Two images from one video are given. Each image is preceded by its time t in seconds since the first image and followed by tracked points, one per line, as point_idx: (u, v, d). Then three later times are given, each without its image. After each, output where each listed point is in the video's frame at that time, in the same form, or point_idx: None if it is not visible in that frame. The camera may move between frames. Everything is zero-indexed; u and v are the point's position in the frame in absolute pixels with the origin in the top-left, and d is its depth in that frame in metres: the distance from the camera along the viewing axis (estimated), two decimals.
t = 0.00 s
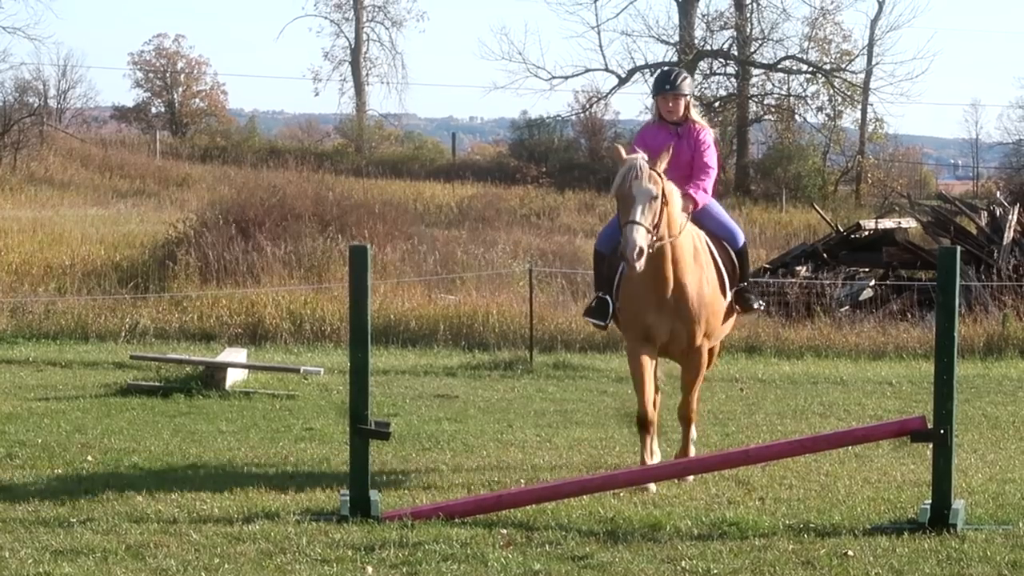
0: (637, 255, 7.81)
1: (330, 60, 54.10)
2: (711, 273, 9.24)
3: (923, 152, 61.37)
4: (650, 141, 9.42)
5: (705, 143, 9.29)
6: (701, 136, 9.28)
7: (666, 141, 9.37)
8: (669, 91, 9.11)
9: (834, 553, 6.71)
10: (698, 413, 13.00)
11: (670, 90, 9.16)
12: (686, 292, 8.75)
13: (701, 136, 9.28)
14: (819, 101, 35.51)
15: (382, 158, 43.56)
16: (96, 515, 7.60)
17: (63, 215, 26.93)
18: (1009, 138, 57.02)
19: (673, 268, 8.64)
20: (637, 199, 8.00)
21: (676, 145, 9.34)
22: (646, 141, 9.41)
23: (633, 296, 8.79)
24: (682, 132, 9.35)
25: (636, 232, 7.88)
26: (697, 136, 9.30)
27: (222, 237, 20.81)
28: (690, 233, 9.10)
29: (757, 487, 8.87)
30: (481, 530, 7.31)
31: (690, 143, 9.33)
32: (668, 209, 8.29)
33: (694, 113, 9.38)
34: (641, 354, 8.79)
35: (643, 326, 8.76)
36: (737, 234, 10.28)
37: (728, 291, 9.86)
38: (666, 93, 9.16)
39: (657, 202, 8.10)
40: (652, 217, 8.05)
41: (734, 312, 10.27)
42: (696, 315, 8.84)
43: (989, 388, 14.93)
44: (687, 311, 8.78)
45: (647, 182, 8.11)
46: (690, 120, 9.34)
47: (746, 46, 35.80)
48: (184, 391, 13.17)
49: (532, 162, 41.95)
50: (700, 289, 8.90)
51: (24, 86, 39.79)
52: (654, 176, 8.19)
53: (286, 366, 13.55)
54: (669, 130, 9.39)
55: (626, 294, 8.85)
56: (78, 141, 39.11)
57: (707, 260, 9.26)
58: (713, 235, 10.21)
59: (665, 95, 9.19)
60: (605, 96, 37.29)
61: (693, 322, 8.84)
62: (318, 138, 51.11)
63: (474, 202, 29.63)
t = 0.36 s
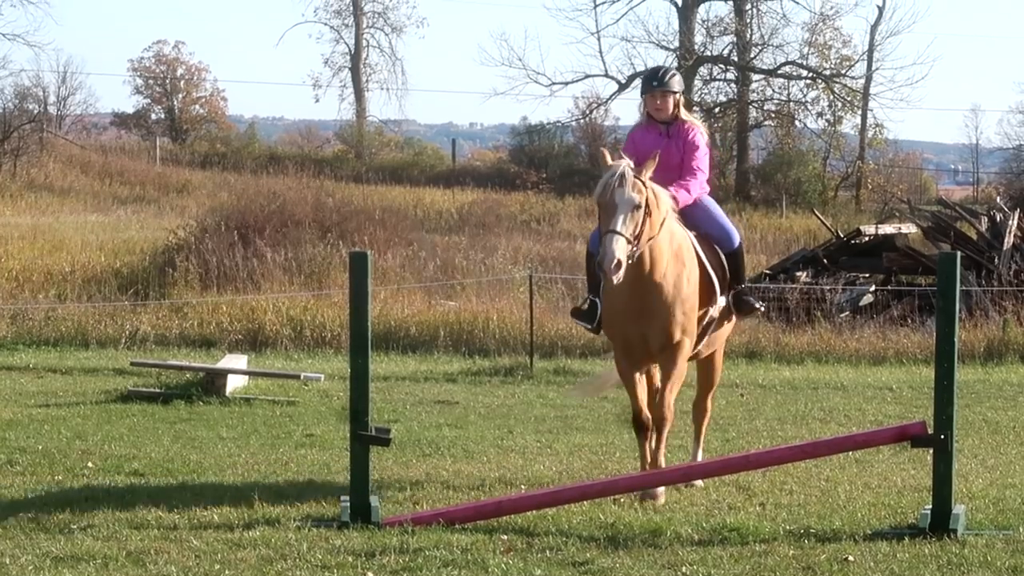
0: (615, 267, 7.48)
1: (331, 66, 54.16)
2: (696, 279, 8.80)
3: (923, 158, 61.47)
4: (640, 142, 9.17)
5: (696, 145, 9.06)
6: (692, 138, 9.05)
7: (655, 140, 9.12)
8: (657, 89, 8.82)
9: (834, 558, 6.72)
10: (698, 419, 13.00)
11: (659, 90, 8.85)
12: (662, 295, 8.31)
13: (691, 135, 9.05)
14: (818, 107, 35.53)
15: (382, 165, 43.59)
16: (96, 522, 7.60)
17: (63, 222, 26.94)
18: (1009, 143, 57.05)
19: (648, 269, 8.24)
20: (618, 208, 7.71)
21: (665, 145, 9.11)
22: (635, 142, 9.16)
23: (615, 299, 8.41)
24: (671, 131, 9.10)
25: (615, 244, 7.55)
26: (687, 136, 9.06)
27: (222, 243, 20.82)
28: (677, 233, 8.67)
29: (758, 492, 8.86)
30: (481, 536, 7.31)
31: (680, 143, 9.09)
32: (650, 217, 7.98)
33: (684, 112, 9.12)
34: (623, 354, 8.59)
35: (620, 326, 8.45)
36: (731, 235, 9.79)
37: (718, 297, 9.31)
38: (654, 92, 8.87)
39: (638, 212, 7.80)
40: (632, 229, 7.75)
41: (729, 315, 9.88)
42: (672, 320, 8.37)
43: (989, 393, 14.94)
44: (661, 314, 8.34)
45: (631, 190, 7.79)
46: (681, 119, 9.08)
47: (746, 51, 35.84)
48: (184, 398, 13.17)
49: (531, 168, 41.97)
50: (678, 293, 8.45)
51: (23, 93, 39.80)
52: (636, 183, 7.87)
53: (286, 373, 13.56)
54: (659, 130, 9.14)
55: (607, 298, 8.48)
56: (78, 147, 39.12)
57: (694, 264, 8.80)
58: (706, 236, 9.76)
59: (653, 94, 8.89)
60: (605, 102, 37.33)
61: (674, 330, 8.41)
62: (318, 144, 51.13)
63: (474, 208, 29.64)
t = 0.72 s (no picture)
0: (605, 310, 7.25)
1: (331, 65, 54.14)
2: (687, 282, 8.42)
3: (923, 158, 61.48)
4: (631, 139, 8.78)
5: (690, 143, 8.64)
6: (685, 135, 8.63)
7: (646, 140, 8.75)
8: (647, 82, 8.48)
9: (835, 558, 6.71)
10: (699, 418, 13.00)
11: (649, 85, 8.51)
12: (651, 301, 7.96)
13: (684, 134, 8.65)
14: (819, 107, 35.52)
15: (383, 163, 43.58)
16: (96, 520, 7.60)
17: (64, 220, 26.93)
18: (1010, 144, 57.05)
19: (635, 280, 7.88)
20: (599, 243, 7.42)
21: (658, 144, 8.71)
22: (627, 138, 8.78)
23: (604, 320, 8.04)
24: (663, 131, 8.72)
25: (603, 285, 7.31)
26: (681, 133, 8.65)
27: (223, 242, 20.81)
28: (660, 234, 8.31)
29: (758, 491, 8.86)
30: (482, 535, 7.31)
31: (672, 142, 8.69)
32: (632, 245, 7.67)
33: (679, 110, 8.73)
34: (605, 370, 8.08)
35: (607, 338, 8.00)
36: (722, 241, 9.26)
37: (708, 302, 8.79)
38: (644, 86, 8.52)
39: (621, 242, 7.50)
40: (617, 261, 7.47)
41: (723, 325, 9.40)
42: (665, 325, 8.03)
43: (990, 392, 14.95)
44: (653, 323, 7.99)
45: (611, 222, 7.50)
46: (675, 115, 8.68)
47: (747, 51, 35.78)
48: (184, 395, 13.17)
49: (532, 167, 41.96)
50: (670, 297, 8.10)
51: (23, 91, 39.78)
52: (617, 213, 7.56)
53: (287, 371, 13.56)
54: (652, 127, 8.75)
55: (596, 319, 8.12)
56: (78, 145, 39.11)
57: (682, 264, 8.45)
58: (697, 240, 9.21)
59: (643, 89, 8.54)
60: (606, 102, 37.32)
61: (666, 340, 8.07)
62: (319, 143, 51.10)
63: (475, 207, 29.64)
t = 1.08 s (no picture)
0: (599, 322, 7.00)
1: (348, 58, 54.13)
2: (689, 280, 8.15)
3: (940, 153, 61.16)
4: (630, 125, 8.49)
5: (689, 129, 8.32)
6: (684, 121, 8.33)
7: (646, 127, 8.45)
8: (645, 69, 8.19)
9: (851, 553, 6.66)
10: (714, 412, 12.95)
11: (648, 72, 8.22)
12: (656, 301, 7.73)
13: (683, 120, 8.34)
14: (835, 101, 35.33)
15: (399, 156, 43.56)
16: (111, 513, 7.60)
17: (80, 212, 27.00)
18: None
19: (637, 281, 7.64)
20: (596, 252, 7.16)
21: (657, 131, 8.41)
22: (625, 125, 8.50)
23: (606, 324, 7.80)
24: (663, 117, 8.42)
25: (598, 297, 7.06)
26: (679, 119, 8.35)
27: (238, 235, 20.82)
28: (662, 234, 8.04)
29: (774, 486, 8.81)
30: (497, 528, 7.28)
31: (672, 129, 8.38)
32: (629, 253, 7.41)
33: (679, 96, 8.44)
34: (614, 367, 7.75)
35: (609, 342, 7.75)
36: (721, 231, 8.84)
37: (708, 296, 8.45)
38: (642, 73, 8.22)
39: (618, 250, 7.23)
40: (613, 272, 7.20)
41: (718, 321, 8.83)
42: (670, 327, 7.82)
43: (1006, 388, 14.84)
44: (659, 322, 7.77)
45: (609, 231, 7.21)
46: (675, 101, 8.39)
47: (763, 45, 35.51)
48: (200, 388, 13.18)
49: (547, 161, 41.88)
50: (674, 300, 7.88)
51: (40, 84, 39.87)
52: (614, 221, 7.26)
53: (302, 364, 13.55)
54: (651, 114, 8.46)
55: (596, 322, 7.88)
56: (95, 138, 39.20)
57: (687, 267, 8.20)
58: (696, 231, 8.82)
59: (641, 77, 8.25)
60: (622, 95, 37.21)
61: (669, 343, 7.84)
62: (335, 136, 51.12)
63: (491, 201, 29.59)
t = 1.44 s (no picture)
0: (587, 322, 6.53)
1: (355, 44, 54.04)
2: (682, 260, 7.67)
3: (948, 139, 61.02)
4: (617, 109, 7.98)
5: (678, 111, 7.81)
6: (674, 104, 7.80)
7: (634, 111, 7.93)
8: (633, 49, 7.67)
9: (858, 538, 6.65)
10: (721, 398, 12.95)
11: (636, 52, 7.70)
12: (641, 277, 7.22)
13: (673, 101, 7.82)
14: (843, 88, 35.16)
15: (406, 142, 43.51)
16: (118, 497, 7.61)
17: (88, 197, 27.03)
18: None
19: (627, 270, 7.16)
20: (582, 251, 6.67)
21: (646, 115, 7.90)
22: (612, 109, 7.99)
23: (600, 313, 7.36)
24: (652, 100, 7.90)
25: (585, 296, 6.57)
26: (669, 100, 7.83)
27: (246, 220, 20.81)
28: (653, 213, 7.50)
29: (781, 471, 8.80)
30: (505, 513, 7.28)
31: (661, 111, 7.87)
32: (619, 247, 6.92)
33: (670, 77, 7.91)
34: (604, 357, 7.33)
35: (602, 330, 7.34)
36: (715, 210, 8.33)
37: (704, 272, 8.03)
38: (630, 53, 7.71)
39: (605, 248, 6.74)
40: (601, 269, 6.70)
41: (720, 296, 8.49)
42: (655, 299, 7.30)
43: (1013, 374, 14.81)
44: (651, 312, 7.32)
45: (596, 228, 6.72)
46: (664, 84, 7.86)
47: (771, 31, 35.10)
48: (207, 373, 13.20)
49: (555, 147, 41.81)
50: (659, 271, 7.34)
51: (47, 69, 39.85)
52: (601, 218, 6.78)
53: (310, 350, 13.56)
54: (639, 97, 7.94)
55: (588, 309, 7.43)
56: (102, 124, 39.20)
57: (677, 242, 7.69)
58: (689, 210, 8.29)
59: (629, 57, 7.73)
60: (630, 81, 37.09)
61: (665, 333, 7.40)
62: (342, 121, 51.08)
63: (498, 186, 29.57)
